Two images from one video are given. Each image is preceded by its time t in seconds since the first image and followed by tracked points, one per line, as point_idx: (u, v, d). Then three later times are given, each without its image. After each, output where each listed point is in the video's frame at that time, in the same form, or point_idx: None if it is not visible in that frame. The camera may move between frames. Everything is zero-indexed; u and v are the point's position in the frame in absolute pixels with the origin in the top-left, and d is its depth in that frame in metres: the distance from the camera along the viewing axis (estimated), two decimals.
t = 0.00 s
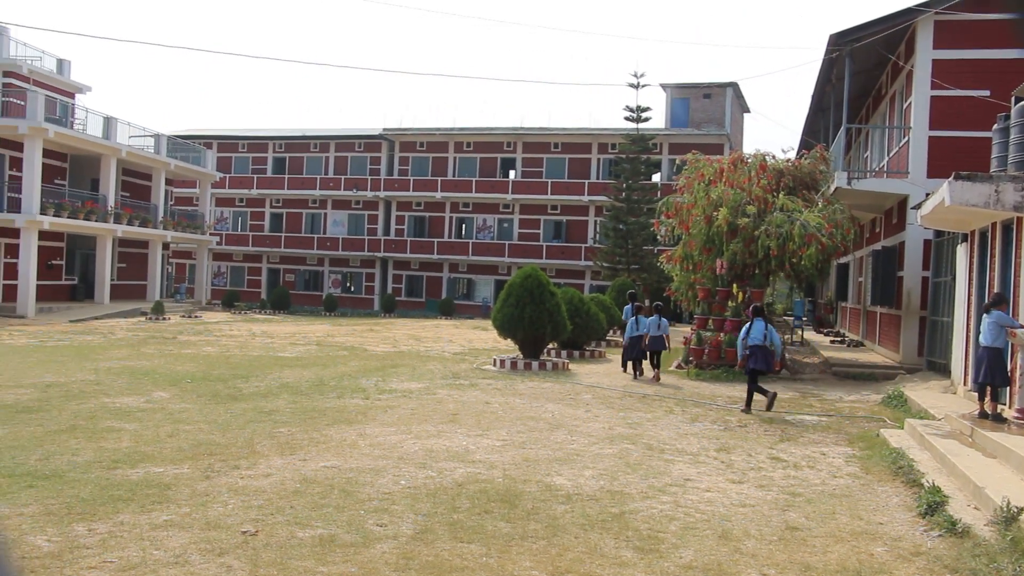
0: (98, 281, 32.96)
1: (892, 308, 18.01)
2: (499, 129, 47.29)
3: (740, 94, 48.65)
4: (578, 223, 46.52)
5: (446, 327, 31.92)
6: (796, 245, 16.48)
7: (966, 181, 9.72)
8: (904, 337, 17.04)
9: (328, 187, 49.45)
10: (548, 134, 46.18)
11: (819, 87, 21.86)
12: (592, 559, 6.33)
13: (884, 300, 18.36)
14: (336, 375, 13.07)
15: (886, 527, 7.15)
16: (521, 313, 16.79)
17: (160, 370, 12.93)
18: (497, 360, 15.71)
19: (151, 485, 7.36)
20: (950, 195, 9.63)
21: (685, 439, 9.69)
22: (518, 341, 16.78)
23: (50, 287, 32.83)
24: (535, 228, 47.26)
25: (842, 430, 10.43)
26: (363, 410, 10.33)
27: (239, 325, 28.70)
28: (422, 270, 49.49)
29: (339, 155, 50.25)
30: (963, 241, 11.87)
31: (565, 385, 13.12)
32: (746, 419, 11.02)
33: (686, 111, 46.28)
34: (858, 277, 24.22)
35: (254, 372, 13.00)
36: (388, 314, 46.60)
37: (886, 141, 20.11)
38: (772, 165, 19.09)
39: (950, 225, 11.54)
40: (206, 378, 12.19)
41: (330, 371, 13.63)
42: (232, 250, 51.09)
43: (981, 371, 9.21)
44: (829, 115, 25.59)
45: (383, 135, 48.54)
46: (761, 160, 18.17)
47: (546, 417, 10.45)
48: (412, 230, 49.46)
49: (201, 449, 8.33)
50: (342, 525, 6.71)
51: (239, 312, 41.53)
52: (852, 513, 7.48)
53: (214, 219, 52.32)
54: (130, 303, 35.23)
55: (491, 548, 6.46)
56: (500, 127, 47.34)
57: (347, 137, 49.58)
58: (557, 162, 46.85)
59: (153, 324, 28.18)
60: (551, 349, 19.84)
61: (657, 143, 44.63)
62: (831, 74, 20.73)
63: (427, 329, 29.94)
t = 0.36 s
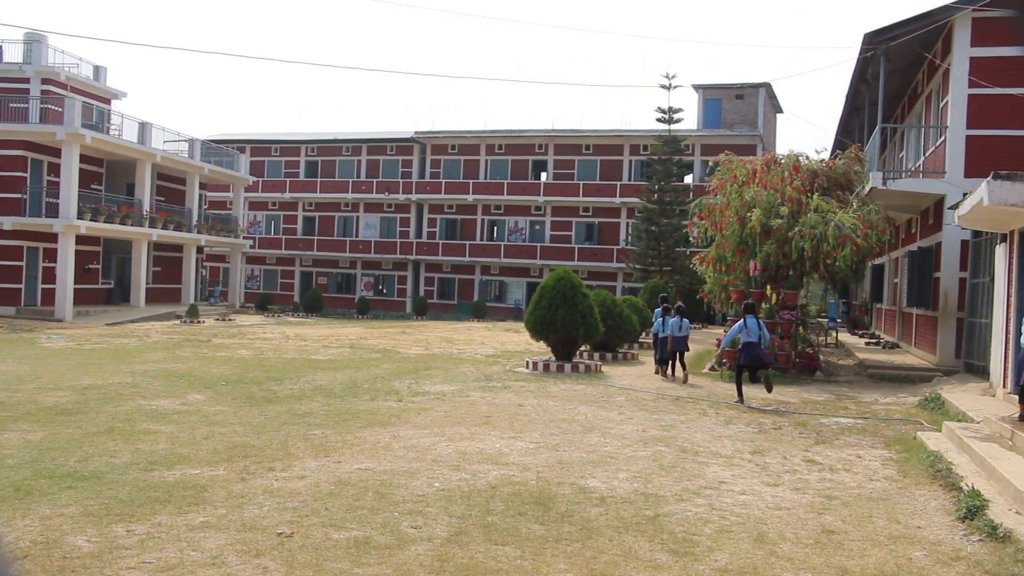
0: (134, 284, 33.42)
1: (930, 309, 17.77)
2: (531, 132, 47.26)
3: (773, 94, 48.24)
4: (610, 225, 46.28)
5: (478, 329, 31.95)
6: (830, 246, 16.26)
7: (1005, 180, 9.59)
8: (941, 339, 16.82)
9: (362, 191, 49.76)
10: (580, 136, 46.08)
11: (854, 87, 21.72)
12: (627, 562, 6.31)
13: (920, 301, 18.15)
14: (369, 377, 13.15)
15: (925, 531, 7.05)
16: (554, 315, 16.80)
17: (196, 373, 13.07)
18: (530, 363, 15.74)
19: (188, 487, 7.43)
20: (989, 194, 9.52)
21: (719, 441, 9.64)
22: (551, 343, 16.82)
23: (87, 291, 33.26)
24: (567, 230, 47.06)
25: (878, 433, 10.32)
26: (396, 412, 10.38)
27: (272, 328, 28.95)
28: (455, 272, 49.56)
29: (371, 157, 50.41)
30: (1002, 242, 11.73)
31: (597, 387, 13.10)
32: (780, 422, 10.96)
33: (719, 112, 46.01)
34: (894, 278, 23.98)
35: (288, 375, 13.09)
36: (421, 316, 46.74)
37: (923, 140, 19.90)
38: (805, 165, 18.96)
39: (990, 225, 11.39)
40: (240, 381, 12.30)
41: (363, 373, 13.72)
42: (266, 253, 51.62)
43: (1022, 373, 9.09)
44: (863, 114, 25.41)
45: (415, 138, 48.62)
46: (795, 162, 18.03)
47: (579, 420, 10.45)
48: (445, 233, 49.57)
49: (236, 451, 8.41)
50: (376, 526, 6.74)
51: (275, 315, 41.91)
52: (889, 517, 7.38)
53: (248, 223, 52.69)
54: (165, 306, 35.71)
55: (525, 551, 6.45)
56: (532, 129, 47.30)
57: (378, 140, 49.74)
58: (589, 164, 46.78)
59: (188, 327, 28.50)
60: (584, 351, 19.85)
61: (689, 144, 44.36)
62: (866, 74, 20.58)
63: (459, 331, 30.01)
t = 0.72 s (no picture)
0: (164, 285, 33.69)
1: (961, 312, 17.63)
2: (558, 133, 47.25)
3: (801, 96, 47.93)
4: (638, 227, 46.25)
5: (504, 331, 31.99)
6: (859, 248, 16.20)
7: None
8: (973, 342, 16.68)
9: (389, 192, 49.91)
10: (608, 138, 46.03)
11: (884, 88, 21.56)
12: (655, 566, 6.28)
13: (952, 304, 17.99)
14: (397, 378, 13.20)
15: (957, 537, 6.97)
16: (581, 317, 16.81)
17: (224, 373, 13.18)
18: (557, 365, 15.74)
19: (217, 486, 7.49)
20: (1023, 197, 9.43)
21: (747, 444, 9.60)
22: (578, 344, 16.85)
23: (118, 291, 33.49)
24: (594, 232, 47.02)
25: (909, 437, 10.24)
26: (424, 414, 10.41)
27: (299, 329, 29.10)
28: (482, 274, 49.56)
29: (399, 160, 50.62)
30: None
31: (624, 389, 13.08)
32: (809, 425, 10.90)
33: (747, 113, 45.79)
34: (924, 281, 23.77)
35: (316, 376, 13.15)
36: (448, 318, 46.83)
37: (955, 141, 19.73)
38: (835, 168, 18.81)
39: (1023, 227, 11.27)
40: (269, 381, 12.37)
41: (390, 375, 13.77)
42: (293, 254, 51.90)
43: None
44: (893, 116, 25.21)
45: (443, 140, 48.87)
46: (824, 163, 18.06)
47: (606, 422, 10.44)
48: (472, 234, 49.62)
49: (265, 451, 8.47)
50: (403, 528, 6.76)
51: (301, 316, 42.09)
52: (920, 522, 7.31)
53: (276, 224, 52.97)
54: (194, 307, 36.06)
55: (553, 553, 6.44)
56: (559, 130, 47.30)
57: (406, 142, 49.95)
58: (616, 166, 46.70)
59: (216, 328, 28.70)
60: (611, 354, 19.86)
61: (717, 146, 44.19)
62: (896, 75, 20.41)
63: (485, 333, 30.06)
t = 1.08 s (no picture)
0: (192, 288, 33.91)
1: (991, 314, 17.50)
2: (583, 136, 47.24)
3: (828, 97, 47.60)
4: (663, 229, 46.15)
5: (529, 333, 31.99)
6: (887, 250, 16.12)
7: None
8: (1004, 345, 16.56)
9: (413, 195, 50.01)
10: (632, 140, 45.95)
11: (911, 89, 21.38)
12: (683, 569, 6.26)
13: (981, 305, 17.85)
14: (423, 381, 13.24)
15: (989, 542, 6.91)
16: (606, 319, 16.80)
17: (251, 376, 13.26)
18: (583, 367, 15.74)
19: (245, 489, 7.54)
20: None
21: (774, 447, 9.56)
22: (603, 347, 16.84)
23: (146, 294, 33.83)
24: (620, 234, 47.05)
25: (939, 441, 10.15)
26: (450, 416, 10.44)
27: (325, 332, 29.23)
28: (507, 276, 49.49)
29: (424, 162, 50.82)
30: None
31: (651, 392, 13.06)
32: (837, 428, 10.84)
33: (773, 114, 45.55)
34: (952, 282, 23.57)
35: (342, 379, 13.21)
36: (473, 320, 46.88)
37: (985, 141, 19.55)
38: (862, 169, 18.70)
39: None
40: (295, 384, 12.42)
41: (416, 377, 13.81)
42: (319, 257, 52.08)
43: None
44: (920, 116, 24.99)
45: (468, 143, 48.98)
46: (851, 164, 17.91)
47: (633, 425, 10.43)
48: (497, 237, 49.58)
49: (292, 454, 8.52)
50: (431, 531, 6.77)
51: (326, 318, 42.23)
52: (951, 527, 7.25)
53: (302, 227, 53.22)
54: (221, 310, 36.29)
55: (580, 556, 6.43)
56: (584, 133, 47.30)
57: (431, 145, 50.11)
58: (641, 168, 46.58)
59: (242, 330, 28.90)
60: (637, 356, 19.83)
61: (742, 147, 43.99)
62: (924, 75, 20.21)
63: (509, 335, 30.10)
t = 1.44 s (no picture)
0: (218, 292, 34.08)
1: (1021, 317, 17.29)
2: (607, 139, 47.22)
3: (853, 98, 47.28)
4: (688, 232, 45.95)
5: (552, 336, 31.97)
6: (914, 252, 15.96)
7: None
8: None
9: (438, 199, 50.15)
10: (657, 143, 45.86)
11: (939, 90, 21.19)
12: (710, 572, 6.24)
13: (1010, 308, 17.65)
14: (449, 384, 13.26)
15: (1020, 547, 6.84)
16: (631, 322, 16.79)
17: (277, 379, 13.33)
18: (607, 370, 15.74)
19: (272, 491, 7.59)
20: None
21: (801, 451, 9.52)
22: (628, 350, 16.82)
23: (172, 299, 34.05)
24: (644, 237, 46.90)
25: (968, 445, 10.06)
26: (476, 420, 10.46)
27: (349, 335, 29.32)
28: (531, 280, 49.37)
29: (448, 165, 50.98)
30: None
31: (676, 395, 13.03)
32: (864, 432, 10.77)
33: (798, 116, 45.33)
34: (981, 285, 23.36)
35: (368, 382, 13.26)
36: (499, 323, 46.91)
37: (1013, 141, 19.33)
38: (889, 171, 18.62)
39: None
40: (321, 388, 12.46)
41: (442, 381, 13.84)
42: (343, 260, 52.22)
43: None
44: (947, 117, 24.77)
45: (491, 146, 49.12)
46: (878, 166, 17.83)
47: (658, 428, 10.41)
48: (521, 240, 49.57)
49: (318, 456, 8.57)
50: (457, 534, 6.78)
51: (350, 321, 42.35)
52: (981, 531, 7.18)
53: (326, 230, 53.44)
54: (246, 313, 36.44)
55: (606, 560, 6.42)
56: (608, 136, 47.29)
57: (456, 148, 50.27)
58: (666, 170, 46.46)
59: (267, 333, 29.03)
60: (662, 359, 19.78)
61: (767, 149, 43.77)
62: (952, 76, 20.03)
63: (532, 338, 30.10)
